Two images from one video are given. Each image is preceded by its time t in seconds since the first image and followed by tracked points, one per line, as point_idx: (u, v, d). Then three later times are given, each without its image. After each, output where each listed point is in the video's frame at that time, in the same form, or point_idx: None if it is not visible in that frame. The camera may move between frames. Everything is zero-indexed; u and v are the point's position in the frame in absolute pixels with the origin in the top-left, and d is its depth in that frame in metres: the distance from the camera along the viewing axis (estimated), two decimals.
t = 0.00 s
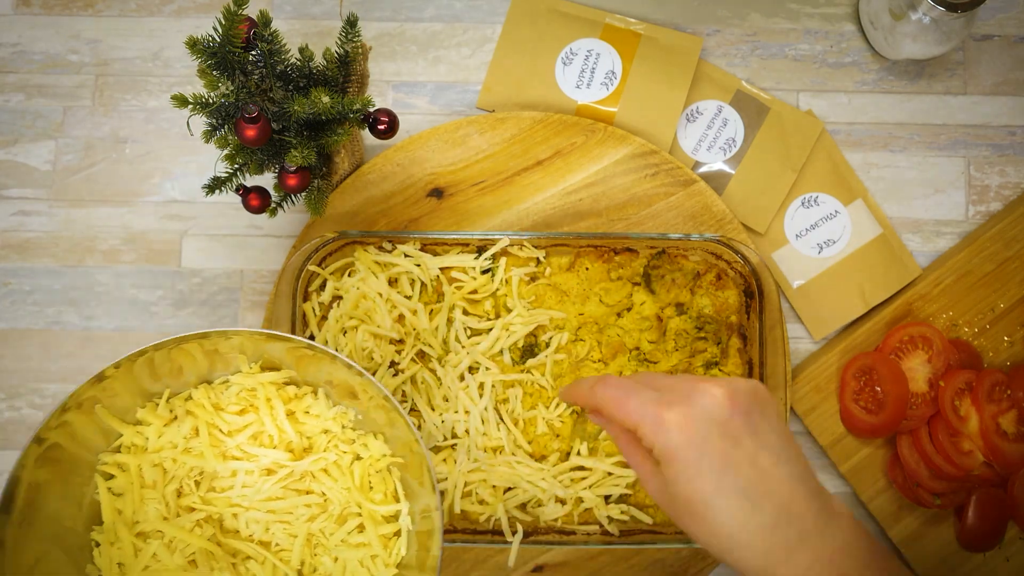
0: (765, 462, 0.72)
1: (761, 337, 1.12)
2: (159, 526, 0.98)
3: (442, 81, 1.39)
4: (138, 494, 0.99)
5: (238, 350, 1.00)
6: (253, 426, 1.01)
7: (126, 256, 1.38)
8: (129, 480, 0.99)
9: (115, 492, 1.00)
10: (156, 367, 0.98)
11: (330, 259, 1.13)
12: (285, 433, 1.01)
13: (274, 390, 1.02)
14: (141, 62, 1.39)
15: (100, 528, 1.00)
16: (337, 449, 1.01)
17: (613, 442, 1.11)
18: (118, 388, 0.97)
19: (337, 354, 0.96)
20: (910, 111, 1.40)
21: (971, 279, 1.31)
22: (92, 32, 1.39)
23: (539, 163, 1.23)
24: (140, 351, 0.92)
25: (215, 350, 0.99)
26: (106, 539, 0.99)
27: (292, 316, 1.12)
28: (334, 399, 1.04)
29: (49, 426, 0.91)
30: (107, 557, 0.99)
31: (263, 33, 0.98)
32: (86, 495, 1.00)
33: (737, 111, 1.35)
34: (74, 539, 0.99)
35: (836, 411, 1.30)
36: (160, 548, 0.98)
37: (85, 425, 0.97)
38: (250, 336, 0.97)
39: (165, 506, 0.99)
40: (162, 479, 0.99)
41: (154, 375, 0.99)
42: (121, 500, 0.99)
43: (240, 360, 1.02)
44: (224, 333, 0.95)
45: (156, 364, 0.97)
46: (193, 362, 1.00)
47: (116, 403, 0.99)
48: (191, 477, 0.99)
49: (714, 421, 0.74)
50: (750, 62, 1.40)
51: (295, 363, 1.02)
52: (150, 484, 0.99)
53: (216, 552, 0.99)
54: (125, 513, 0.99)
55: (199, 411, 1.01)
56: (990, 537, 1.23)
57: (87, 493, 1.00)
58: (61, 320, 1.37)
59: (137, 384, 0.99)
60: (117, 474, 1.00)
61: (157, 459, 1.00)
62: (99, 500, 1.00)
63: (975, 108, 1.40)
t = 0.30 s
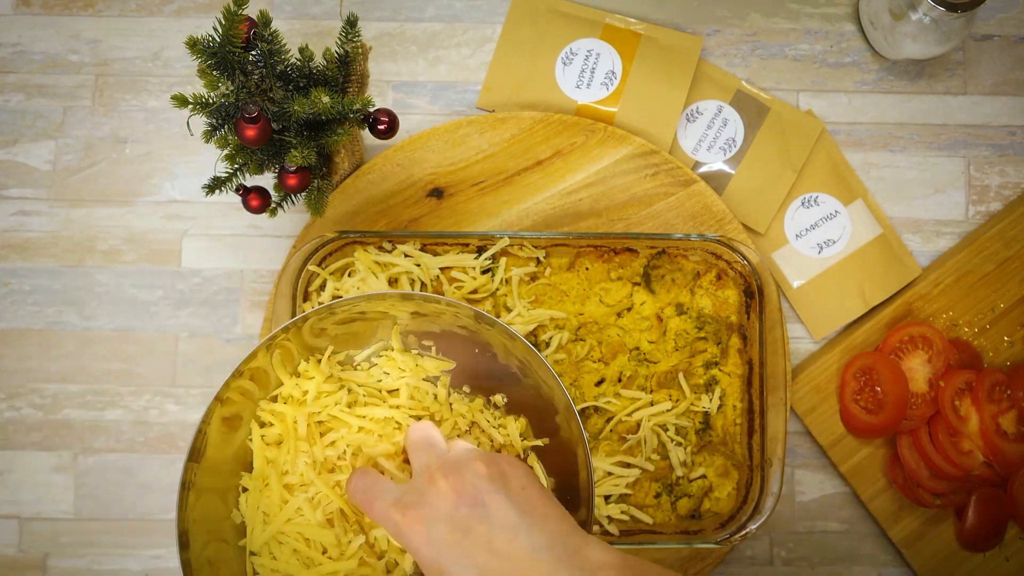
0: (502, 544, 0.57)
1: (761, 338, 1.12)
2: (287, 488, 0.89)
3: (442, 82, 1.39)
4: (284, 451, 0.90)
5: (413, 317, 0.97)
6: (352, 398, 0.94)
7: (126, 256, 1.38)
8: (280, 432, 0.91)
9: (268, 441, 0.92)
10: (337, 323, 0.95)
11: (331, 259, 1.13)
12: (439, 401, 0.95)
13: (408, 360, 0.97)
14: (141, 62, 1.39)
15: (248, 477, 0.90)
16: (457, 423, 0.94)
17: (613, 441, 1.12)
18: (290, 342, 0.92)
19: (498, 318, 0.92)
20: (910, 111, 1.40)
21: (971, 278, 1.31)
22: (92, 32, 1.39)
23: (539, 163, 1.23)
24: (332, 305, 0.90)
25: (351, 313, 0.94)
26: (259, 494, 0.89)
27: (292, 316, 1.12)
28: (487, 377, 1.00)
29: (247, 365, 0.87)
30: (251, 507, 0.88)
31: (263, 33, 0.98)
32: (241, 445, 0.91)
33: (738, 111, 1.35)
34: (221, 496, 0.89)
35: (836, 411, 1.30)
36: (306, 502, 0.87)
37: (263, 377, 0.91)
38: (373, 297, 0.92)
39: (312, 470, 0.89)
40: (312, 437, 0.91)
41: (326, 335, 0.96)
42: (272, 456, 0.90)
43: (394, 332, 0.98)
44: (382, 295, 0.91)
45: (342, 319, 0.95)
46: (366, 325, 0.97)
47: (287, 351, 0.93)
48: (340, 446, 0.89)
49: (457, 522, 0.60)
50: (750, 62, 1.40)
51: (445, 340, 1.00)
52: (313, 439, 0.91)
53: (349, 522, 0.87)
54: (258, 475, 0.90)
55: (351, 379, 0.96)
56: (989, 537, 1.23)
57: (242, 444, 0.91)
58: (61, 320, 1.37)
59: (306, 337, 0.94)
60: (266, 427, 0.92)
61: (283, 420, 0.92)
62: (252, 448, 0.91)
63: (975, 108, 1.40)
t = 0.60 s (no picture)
0: (676, 320, 0.88)
1: (761, 337, 1.12)
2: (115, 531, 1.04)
3: (442, 82, 1.39)
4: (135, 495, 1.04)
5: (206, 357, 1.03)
6: (177, 443, 1.06)
7: (126, 256, 1.38)
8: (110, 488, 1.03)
9: (89, 504, 1.04)
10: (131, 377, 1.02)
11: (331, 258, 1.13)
12: (270, 430, 1.08)
13: (226, 397, 1.06)
14: (141, 62, 1.39)
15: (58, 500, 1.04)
16: (314, 452, 1.07)
17: (612, 441, 1.12)
18: (85, 398, 1.00)
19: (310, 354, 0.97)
20: (910, 111, 1.40)
21: (971, 278, 1.31)
22: (92, 32, 1.39)
23: (539, 163, 1.23)
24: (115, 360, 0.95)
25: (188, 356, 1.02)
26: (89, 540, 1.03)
27: (292, 317, 1.12)
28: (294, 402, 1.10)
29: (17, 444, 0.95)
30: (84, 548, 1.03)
31: (264, 33, 0.98)
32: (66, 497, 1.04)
33: (738, 111, 1.35)
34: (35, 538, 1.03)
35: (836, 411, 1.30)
36: (138, 558, 1.03)
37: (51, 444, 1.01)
38: (176, 341, 0.98)
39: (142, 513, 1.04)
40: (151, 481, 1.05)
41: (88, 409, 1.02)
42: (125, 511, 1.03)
43: (204, 372, 1.06)
44: (163, 339, 0.97)
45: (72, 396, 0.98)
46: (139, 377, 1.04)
47: (83, 414, 1.02)
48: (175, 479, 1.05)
49: (628, 287, 0.89)
50: (750, 62, 1.40)
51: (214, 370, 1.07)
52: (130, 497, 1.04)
53: (192, 561, 1.05)
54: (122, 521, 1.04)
55: (173, 426, 1.06)
56: (989, 537, 1.23)
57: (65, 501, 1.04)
58: (61, 320, 1.37)
59: (106, 395, 1.03)
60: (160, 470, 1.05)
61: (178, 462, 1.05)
62: (72, 511, 1.04)
63: (975, 108, 1.40)
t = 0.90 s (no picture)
0: (652, 413, 0.80)
1: (761, 337, 1.12)
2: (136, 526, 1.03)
3: (442, 82, 1.39)
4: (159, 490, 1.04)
5: (234, 357, 1.02)
6: (201, 439, 1.06)
7: (126, 256, 1.38)
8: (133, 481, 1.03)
9: (110, 496, 1.04)
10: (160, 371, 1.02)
11: (331, 258, 1.13)
12: (296, 433, 1.07)
13: (253, 397, 1.06)
14: (141, 62, 1.39)
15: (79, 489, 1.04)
16: (339, 458, 1.06)
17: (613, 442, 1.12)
18: (114, 390, 1.00)
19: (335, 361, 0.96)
20: (910, 111, 1.40)
21: (971, 278, 1.31)
22: (92, 32, 1.39)
23: (539, 162, 1.23)
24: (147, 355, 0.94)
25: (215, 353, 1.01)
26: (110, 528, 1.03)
27: (292, 316, 1.12)
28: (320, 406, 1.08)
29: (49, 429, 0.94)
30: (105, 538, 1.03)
31: (263, 33, 0.98)
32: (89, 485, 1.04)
33: (738, 111, 1.35)
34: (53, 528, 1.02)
35: (836, 411, 1.30)
36: (155, 555, 1.03)
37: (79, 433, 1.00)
38: (207, 341, 0.97)
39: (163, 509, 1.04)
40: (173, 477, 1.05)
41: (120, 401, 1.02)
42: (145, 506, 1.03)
43: (232, 371, 1.05)
44: (189, 339, 0.95)
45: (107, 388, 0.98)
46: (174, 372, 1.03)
47: (110, 406, 1.02)
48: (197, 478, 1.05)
49: (602, 388, 0.80)
50: (750, 62, 1.40)
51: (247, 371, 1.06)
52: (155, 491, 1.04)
53: (210, 560, 1.04)
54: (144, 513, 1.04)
55: (198, 422, 1.06)
56: (989, 537, 1.23)
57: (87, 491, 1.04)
58: (61, 320, 1.37)
59: (136, 388, 1.02)
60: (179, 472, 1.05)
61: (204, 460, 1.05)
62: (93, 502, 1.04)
63: (975, 108, 1.40)
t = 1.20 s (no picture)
0: (516, 549, 0.62)
1: (761, 338, 1.12)
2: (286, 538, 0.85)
3: (442, 82, 1.39)
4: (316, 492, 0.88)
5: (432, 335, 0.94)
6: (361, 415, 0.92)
7: (126, 256, 1.38)
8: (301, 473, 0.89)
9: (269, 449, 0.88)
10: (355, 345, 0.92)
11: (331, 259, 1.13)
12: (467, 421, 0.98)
13: (415, 376, 0.97)
14: (141, 62, 1.39)
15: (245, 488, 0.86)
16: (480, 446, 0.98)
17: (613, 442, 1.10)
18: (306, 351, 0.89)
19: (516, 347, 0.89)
20: (910, 111, 1.40)
21: (971, 278, 1.31)
22: (91, 32, 1.39)
23: (539, 163, 1.23)
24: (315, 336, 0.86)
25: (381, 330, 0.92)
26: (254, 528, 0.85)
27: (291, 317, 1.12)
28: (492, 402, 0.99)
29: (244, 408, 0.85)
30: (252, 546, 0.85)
31: (264, 33, 0.98)
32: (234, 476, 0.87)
33: (738, 111, 1.35)
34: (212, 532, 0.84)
35: (836, 411, 1.30)
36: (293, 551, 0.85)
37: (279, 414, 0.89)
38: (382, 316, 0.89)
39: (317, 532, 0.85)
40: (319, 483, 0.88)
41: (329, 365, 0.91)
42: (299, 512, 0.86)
43: (403, 348, 0.95)
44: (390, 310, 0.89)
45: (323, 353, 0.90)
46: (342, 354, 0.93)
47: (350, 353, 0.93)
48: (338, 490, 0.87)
49: (454, 536, 0.63)
50: (750, 62, 1.40)
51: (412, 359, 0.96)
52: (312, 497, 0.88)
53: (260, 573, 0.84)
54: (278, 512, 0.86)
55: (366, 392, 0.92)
56: (990, 537, 1.23)
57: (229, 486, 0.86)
58: (61, 320, 1.37)
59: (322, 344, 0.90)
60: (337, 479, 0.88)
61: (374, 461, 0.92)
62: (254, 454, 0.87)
63: (975, 108, 1.40)
